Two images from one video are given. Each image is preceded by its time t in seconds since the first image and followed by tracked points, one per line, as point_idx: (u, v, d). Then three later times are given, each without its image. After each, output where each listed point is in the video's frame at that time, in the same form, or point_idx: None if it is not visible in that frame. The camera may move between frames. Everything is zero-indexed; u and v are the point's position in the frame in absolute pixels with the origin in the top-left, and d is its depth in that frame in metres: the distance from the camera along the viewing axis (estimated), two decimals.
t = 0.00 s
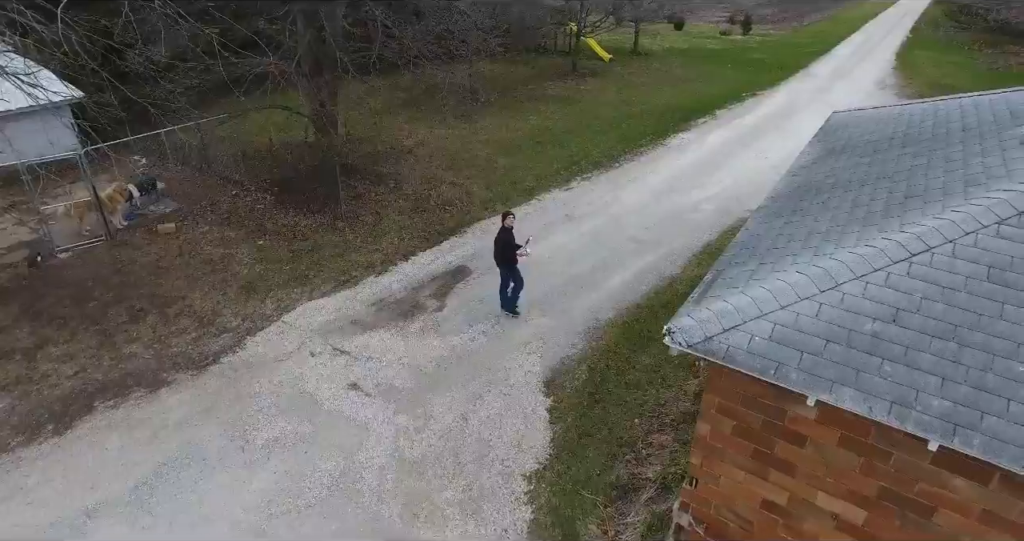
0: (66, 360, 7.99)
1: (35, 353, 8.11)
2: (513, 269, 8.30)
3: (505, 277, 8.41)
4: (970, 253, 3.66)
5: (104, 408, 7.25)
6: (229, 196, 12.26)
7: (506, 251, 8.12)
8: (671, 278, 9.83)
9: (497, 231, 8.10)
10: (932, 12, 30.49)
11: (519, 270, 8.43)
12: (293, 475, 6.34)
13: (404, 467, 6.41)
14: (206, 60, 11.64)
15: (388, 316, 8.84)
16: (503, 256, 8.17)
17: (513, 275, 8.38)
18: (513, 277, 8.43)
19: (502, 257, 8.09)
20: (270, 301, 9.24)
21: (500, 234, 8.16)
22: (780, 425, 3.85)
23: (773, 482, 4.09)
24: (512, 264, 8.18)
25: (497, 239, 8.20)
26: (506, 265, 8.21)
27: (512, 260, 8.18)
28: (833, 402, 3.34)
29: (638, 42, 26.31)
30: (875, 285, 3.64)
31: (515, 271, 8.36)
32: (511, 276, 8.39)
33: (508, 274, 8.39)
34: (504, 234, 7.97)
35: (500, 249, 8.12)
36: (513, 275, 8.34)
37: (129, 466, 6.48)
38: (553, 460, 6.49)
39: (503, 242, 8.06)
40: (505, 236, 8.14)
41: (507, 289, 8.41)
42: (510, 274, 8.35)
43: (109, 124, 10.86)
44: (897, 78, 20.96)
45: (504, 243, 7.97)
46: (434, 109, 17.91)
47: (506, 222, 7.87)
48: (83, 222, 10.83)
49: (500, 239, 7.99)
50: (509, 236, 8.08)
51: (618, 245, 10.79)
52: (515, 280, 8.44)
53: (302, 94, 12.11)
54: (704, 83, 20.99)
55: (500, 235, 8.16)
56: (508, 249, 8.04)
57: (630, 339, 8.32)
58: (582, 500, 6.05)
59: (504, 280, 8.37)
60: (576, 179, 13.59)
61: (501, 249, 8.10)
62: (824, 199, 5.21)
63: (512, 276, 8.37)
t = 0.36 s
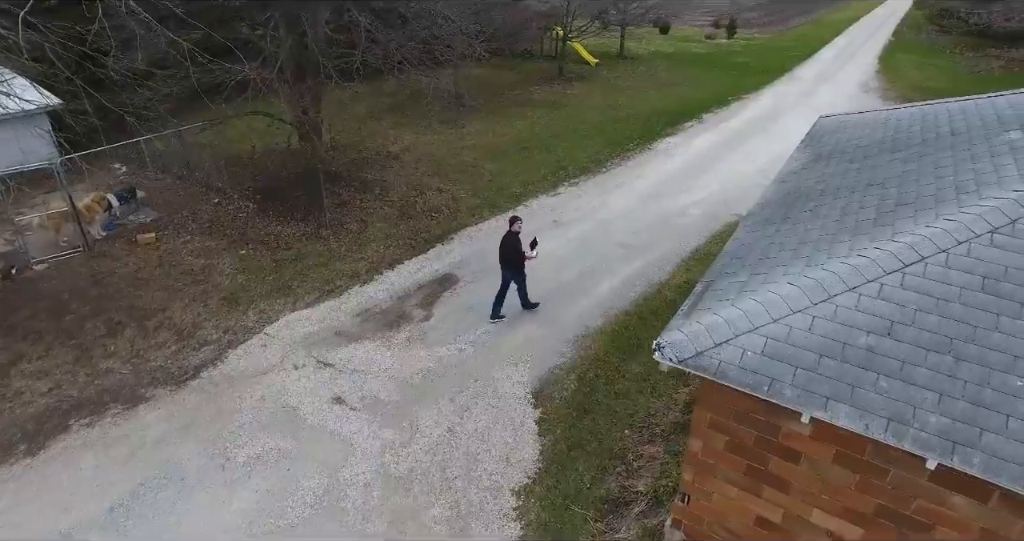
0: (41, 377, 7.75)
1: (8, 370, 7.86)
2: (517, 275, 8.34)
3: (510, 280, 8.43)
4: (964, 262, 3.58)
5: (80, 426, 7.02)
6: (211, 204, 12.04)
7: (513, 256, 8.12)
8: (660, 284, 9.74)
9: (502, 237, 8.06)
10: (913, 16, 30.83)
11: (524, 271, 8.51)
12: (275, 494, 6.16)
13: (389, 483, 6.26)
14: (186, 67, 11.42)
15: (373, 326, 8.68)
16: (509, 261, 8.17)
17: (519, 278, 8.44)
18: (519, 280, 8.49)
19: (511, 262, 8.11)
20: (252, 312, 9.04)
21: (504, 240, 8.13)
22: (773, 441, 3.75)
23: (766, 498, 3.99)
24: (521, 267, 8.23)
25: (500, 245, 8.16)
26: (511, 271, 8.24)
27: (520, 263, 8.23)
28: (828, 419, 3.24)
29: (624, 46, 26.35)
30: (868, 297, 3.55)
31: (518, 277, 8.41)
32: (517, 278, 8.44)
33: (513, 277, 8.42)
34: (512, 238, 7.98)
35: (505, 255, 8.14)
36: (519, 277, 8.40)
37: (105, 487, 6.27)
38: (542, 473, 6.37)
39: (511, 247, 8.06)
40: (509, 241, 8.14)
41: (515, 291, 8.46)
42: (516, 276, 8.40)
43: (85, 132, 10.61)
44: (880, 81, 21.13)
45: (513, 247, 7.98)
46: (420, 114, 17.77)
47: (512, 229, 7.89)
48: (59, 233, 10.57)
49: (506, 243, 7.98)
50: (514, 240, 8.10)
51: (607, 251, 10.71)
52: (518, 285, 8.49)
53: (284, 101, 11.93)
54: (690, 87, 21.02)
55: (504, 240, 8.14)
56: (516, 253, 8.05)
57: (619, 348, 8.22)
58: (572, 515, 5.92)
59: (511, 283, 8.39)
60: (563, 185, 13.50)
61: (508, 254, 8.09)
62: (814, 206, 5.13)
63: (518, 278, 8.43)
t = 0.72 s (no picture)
0: (10, 395, 7.47)
1: None
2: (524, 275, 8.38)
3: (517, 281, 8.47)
4: (959, 273, 3.49)
5: (51, 446, 6.77)
6: (190, 213, 11.77)
7: (521, 256, 8.17)
8: (647, 289, 9.65)
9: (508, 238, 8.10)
10: (893, 18, 31.17)
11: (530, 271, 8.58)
12: (255, 515, 5.96)
13: (372, 501, 6.08)
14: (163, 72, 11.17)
15: (356, 336, 8.51)
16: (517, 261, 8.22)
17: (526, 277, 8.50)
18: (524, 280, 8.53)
19: (519, 261, 8.17)
20: (232, 324, 8.81)
21: (511, 240, 8.17)
22: (767, 458, 3.64)
23: (761, 517, 3.88)
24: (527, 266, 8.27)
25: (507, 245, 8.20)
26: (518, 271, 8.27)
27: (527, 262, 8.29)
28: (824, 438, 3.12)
29: (609, 49, 26.33)
30: (863, 309, 3.45)
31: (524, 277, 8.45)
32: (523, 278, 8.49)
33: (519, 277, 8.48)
34: (520, 239, 8.03)
35: (513, 255, 8.17)
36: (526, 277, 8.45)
37: (76, 511, 6.03)
38: (531, 487, 6.23)
39: (519, 247, 8.12)
40: (516, 240, 8.19)
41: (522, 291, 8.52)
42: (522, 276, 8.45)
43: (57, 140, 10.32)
44: (862, 82, 21.28)
45: (521, 247, 8.04)
46: (404, 118, 17.58)
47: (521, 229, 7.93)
48: (32, 243, 10.27)
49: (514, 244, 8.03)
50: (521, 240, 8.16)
51: (594, 256, 10.60)
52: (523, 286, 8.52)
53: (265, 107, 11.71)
54: (675, 89, 21.02)
55: (511, 240, 8.19)
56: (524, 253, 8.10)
57: (607, 356, 8.10)
58: (562, 531, 5.78)
59: (518, 283, 8.43)
60: (549, 189, 13.38)
61: (516, 253, 8.14)
62: (804, 213, 5.04)
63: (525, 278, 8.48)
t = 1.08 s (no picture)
0: None
1: None
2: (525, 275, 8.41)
3: (519, 282, 8.49)
4: (954, 287, 3.37)
5: (11, 475, 6.43)
6: (162, 223, 11.42)
7: (523, 256, 8.21)
8: (631, 296, 9.51)
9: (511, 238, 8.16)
10: (868, 19, 31.56)
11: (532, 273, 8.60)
12: None
13: (351, 527, 5.84)
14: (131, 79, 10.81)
15: (334, 351, 8.26)
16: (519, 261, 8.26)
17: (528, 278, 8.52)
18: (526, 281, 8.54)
19: (521, 261, 8.21)
20: (204, 340, 8.50)
21: (512, 240, 8.22)
22: (759, 482, 3.49)
23: None
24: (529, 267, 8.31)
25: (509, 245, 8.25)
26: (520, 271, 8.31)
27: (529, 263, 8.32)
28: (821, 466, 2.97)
29: (589, 52, 26.28)
30: (856, 327, 3.31)
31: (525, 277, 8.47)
32: (525, 279, 8.51)
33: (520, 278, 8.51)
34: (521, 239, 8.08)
35: (515, 254, 8.22)
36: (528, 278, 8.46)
37: None
38: (516, 506, 6.04)
39: (520, 247, 8.16)
40: (517, 241, 8.24)
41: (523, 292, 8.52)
42: (523, 277, 8.46)
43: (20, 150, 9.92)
44: (840, 83, 21.42)
45: (523, 247, 8.08)
46: (383, 123, 17.33)
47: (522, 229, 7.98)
48: None
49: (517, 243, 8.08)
50: (522, 240, 8.21)
51: (577, 263, 10.45)
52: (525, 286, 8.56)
53: (238, 114, 11.41)
54: (655, 91, 21.01)
55: (513, 241, 8.25)
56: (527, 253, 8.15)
57: (592, 367, 7.93)
58: None
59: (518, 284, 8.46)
60: (531, 195, 13.21)
61: (518, 253, 8.19)
62: (791, 222, 4.91)
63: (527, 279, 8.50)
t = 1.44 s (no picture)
0: None
1: None
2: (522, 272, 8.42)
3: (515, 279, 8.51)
4: (952, 302, 3.22)
5: None
6: (121, 237, 10.91)
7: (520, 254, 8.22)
8: (611, 303, 9.34)
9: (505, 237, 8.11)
10: (833, 19, 32.05)
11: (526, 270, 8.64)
12: None
13: None
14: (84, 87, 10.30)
15: (305, 369, 7.92)
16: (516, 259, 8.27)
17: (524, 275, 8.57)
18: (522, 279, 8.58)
19: (518, 259, 8.22)
20: (167, 362, 8.09)
21: (507, 240, 8.18)
22: (756, 513, 3.31)
23: None
24: (525, 265, 8.31)
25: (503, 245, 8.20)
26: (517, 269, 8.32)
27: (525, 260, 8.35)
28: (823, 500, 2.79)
29: (561, 53, 26.17)
30: (853, 347, 3.14)
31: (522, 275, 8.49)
32: (520, 275, 8.55)
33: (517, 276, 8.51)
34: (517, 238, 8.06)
35: (510, 253, 8.22)
36: (524, 276, 8.51)
37: None
38: (498, 530, 5.80)
39: (516, 246, 8.15)
40: (512, 241, 8.20)
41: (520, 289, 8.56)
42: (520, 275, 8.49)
43: None
44: (809, 82, 21.64)
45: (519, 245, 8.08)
46: (353, 128, 16.94)
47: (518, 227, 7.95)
48: None
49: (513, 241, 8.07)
50: (517, 239, 8.19)
51: (555, 270, 10.25)
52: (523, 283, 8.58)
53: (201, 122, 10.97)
54: (628, 92, 20.96)
55: (507, 240, 8.20)
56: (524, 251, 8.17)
57: (573, 379, 7.73)
58: None
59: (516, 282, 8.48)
60: (506, 200, 12.99)
61: (514, 251, 8.19)
62: (776, 231, 4.75)
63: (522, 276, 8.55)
